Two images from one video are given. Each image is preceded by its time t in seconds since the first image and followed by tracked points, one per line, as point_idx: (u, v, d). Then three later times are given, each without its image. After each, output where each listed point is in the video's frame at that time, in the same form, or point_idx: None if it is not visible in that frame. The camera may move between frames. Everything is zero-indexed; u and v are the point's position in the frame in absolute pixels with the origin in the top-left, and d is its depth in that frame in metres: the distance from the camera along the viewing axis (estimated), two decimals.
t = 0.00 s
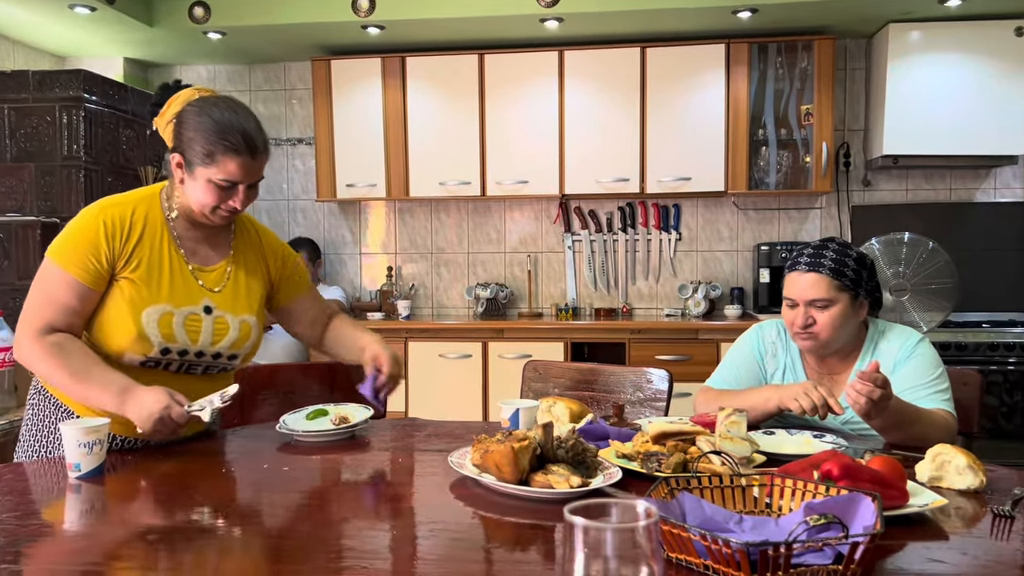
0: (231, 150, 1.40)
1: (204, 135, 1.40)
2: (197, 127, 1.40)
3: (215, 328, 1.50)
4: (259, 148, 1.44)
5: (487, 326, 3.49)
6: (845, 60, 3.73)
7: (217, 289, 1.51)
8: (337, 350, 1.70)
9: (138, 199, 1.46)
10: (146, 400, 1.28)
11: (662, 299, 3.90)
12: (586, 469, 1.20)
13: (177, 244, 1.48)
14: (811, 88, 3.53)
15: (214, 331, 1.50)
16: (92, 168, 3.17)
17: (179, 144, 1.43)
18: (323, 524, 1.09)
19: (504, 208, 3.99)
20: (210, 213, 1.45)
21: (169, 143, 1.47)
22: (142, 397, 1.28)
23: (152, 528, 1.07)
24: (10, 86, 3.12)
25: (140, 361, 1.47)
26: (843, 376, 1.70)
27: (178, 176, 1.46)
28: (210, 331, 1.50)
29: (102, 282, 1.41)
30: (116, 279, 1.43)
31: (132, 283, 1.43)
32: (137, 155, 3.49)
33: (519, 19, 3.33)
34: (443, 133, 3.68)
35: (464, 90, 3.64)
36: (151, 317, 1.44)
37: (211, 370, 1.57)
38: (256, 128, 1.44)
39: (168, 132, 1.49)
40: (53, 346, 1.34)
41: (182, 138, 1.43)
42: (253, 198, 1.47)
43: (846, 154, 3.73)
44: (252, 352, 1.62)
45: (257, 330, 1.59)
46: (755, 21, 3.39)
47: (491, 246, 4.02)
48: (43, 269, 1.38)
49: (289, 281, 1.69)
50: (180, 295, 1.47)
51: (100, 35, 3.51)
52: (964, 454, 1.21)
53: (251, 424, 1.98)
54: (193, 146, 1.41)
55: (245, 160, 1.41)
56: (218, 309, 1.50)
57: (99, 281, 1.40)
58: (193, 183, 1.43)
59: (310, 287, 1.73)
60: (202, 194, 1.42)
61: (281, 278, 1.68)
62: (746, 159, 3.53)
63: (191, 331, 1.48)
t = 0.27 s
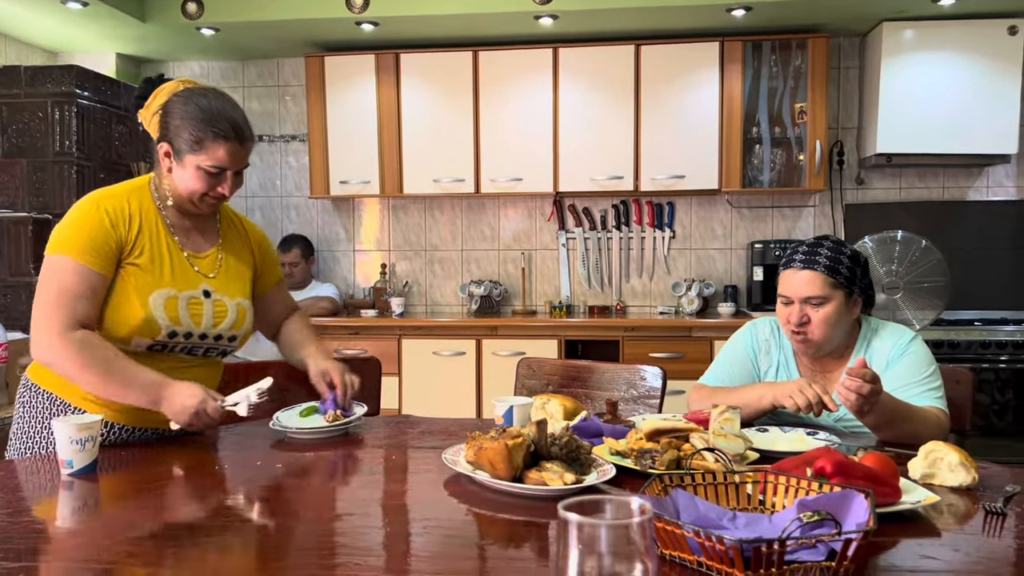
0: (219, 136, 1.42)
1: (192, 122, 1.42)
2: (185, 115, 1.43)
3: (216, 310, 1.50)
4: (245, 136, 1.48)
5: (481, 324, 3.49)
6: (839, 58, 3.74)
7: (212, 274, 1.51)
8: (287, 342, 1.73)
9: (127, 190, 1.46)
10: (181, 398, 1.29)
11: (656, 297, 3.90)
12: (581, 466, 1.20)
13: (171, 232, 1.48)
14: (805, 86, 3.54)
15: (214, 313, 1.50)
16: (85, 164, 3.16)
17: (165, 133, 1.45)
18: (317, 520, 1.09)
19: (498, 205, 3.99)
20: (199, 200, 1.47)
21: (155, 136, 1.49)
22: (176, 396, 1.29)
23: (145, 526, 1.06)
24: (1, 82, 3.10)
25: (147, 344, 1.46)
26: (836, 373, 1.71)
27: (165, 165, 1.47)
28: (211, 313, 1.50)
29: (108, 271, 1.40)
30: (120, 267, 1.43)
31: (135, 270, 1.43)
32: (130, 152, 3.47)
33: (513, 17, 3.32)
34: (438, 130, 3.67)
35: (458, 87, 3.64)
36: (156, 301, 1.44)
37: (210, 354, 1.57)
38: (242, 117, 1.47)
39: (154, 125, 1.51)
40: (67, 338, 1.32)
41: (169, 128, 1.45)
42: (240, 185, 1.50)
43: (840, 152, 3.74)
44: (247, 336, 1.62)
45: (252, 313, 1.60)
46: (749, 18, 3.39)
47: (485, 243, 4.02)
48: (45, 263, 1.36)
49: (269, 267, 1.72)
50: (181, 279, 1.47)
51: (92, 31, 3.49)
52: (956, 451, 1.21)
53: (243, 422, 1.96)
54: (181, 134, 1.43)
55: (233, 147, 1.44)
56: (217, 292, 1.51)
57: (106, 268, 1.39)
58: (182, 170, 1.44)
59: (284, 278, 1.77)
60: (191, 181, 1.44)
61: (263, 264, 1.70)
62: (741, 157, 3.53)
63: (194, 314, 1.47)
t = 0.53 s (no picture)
0: (209, 125, 1.45)
1: (181, 112, 1.44)
2: (173, 105, 1.44)
3: (210, 300, 1.53)
4: (233, 125, 1.50)
5: (475, 320, 3.50)
6: (833, 56, 3.75)
7: (205, 265, 1.55)
8: (268, 343, 1.77)
9: (122, 181, 1.47)
10: (222, 401, 1.36)
11: (650, 293, 3.91)
12: (572, 460, 1.21)
13: (167, 222, 1.50)
14: (799, 83, 3.54)
15: (209, 302, 1.53)
16: (77, 158, 3.15)
17: (152, 124, 1.47)
18: (309, 514, 1.09)
19: (492, 201, 3.99)
20: (189, 189, 1.49)
21: (140, 127, 1.50)
22: (217, 399, 1.36)
23: (137, 519, 1.06)
24: None
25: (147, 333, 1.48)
26: (827, 368, 1.72)
27: (154, 157, 1.49)
28: (207, 302, 1.53)
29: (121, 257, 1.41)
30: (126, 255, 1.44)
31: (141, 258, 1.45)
32: (122, 146, 3.46)
33: (508, 12, 3.32)
34: (432, 125, 3.67)
35: (452, 82, 3.63)
36: (158, 289, 1.46)
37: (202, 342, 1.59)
38: (229, 106, 1.49)
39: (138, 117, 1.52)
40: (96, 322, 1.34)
41: (156, 119, 1.46)
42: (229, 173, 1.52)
43: (833, 149, 3.75)
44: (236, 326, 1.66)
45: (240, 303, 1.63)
46: (743, 16, 3.39)
47: (479, 239, 4.02)
48: (60, 251, 1.36)
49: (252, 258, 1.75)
50: (178, 268, 1.50)
51: (86, 24, 3.48)
52: (947, 446, 1.22)
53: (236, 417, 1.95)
54: (169, 124, 1.45)
55: (222, 135, 1.47)
56: (211, 282, 1.54)
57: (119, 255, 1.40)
58: (172, 160, 1.46)
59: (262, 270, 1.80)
60: (182, 170, 1.46)
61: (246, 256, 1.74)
62: (734, 155, 3.54)
63: (191, 303, 1.51)
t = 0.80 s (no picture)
0: (203, 116, 1.48)
1: (175, 105, 1.47)
2: (166, 99, 1.47)
3: (205, 298, 1.58)
4: (225, 117, 1.53)
5: (471, 316, 3.50)
6: (831, 55, 3.75)
7: (200, 263, 1.59)
8: (251, 341, 1.79)
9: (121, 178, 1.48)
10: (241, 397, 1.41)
11: (646, 290, 3.91)
12: (567, 456, 1.21)
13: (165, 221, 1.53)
14: (796, 81, 3.54)
15: (203, 301, 1.58)
16: (73, 151, 3.14)
17: (145, 120, 1.49)
18: (305, 508, 1.09)
19: (489, 197, 3.99)
20: (185, 181, 1.52)
21: (132, 125, 1.51)
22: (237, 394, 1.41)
23: (132, 513, 1.06)
24: None
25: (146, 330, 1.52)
26: (820, 364, 1.72)
27: (148, 152, 1.51)
28: (200, 301, 1.58)
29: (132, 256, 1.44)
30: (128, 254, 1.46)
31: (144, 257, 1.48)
32: (119, 140, 3.45)
33: (505, 8, 3.32)
34: (429, 121, 3.66)
35: (450, 78, 3.63)
36: (161, 288, 1.50)
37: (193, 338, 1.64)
38: (220, 99, 1.53)
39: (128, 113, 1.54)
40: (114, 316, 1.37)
41: (149, 114, 1.48)
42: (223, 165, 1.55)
43: (830, 148, 3.75)
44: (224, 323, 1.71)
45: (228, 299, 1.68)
46: (741, 13, 3.39)
47: (476, 235, 4.02)
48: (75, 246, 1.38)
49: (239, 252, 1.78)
50: (178, 266, 1.54)
51: (82, 17, 3.47)
52: (941, 444, 1.22)
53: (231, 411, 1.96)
54: (163, 117, 1.47)
55: (215, 126, 1.50)
56: (205, 281, 1.59)
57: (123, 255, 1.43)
58: (166, 153, 1.49)
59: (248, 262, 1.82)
60: (178, 162, 1.48)
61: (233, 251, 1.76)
62: (731, 153, 3.54)
63: (187, 301, 1.55)
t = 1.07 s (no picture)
0: (175, 99, 1.54)
1: (146, 90, 1.53)
2: (140, 85, 1.54)
3: (187, 283, 1.62)
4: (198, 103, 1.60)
5: (469, 312, 3.49)
6: (832, 53, 3.74)
7: (180, 249, 1.62)
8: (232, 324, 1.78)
9: (92, 169, 1.50)
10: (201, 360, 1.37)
11: (645, 288, 3.91)
12: (565, 453, 1.20)
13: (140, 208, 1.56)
14: (797, 80, 3.54)
15: (186, 285, 1.62)
16: (72, 144, 3.13)
17: (119, 109, 1.55)
18: (302, 504, 1.09)
19: (489, 193, 3.98)
20: (163, 165, 1.56)
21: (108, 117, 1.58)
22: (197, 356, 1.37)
23: (129, 507, 1.06)
24: None
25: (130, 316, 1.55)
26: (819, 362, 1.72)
27: (125, 139, 1.56)
28: (184, 285, 1.62)
29: (103, 245, 1.47)
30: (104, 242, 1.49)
31: (121, 244, 1.51)
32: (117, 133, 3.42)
33: (506, 4, 3.31)
34: (430, 116, 3.66)
35: (450, 74, 3.62)
36: (139, 273, 1.53)
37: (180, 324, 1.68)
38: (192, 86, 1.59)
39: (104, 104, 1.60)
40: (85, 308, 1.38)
41: (125, 101, 1.54)
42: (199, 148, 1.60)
43: (830, 146, 3.75)
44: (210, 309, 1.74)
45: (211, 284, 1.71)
46: (743, 11, 3.39)
47: (475, 231, 4.01)
48: (46, 243, 1.39)
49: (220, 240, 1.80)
50: (156, 253, 1.57)
51: (82, 10, 3.46)
52: (940, 444, 1.22)
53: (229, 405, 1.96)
54: (139, 103, 1.53)
55: (189, 108, 1.56)
56: (186, 266, 1.63)
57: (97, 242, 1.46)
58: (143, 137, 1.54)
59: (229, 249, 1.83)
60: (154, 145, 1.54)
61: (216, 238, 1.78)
62: (731, 151, 3.54)
63: (171, 286, 1.59)
